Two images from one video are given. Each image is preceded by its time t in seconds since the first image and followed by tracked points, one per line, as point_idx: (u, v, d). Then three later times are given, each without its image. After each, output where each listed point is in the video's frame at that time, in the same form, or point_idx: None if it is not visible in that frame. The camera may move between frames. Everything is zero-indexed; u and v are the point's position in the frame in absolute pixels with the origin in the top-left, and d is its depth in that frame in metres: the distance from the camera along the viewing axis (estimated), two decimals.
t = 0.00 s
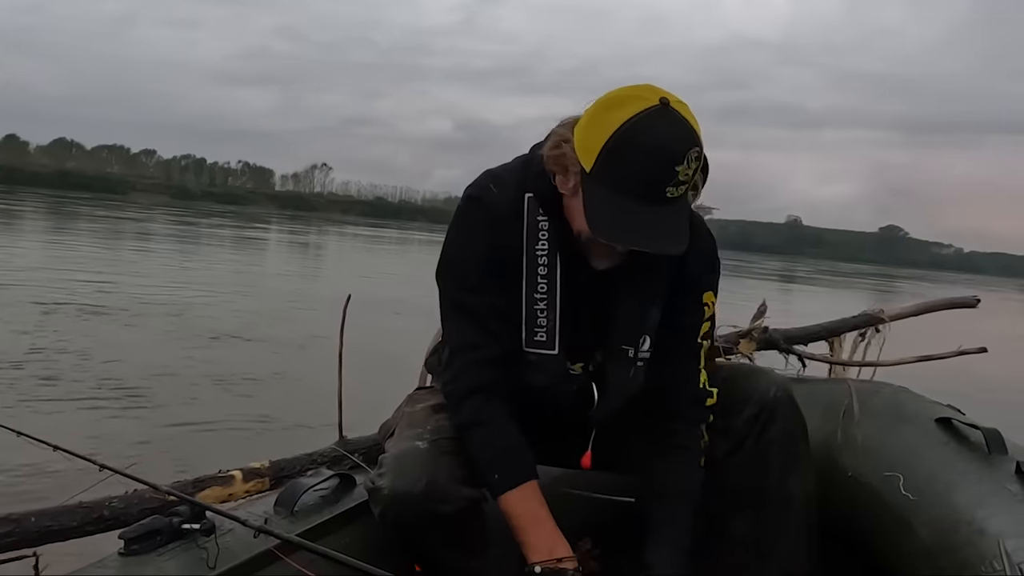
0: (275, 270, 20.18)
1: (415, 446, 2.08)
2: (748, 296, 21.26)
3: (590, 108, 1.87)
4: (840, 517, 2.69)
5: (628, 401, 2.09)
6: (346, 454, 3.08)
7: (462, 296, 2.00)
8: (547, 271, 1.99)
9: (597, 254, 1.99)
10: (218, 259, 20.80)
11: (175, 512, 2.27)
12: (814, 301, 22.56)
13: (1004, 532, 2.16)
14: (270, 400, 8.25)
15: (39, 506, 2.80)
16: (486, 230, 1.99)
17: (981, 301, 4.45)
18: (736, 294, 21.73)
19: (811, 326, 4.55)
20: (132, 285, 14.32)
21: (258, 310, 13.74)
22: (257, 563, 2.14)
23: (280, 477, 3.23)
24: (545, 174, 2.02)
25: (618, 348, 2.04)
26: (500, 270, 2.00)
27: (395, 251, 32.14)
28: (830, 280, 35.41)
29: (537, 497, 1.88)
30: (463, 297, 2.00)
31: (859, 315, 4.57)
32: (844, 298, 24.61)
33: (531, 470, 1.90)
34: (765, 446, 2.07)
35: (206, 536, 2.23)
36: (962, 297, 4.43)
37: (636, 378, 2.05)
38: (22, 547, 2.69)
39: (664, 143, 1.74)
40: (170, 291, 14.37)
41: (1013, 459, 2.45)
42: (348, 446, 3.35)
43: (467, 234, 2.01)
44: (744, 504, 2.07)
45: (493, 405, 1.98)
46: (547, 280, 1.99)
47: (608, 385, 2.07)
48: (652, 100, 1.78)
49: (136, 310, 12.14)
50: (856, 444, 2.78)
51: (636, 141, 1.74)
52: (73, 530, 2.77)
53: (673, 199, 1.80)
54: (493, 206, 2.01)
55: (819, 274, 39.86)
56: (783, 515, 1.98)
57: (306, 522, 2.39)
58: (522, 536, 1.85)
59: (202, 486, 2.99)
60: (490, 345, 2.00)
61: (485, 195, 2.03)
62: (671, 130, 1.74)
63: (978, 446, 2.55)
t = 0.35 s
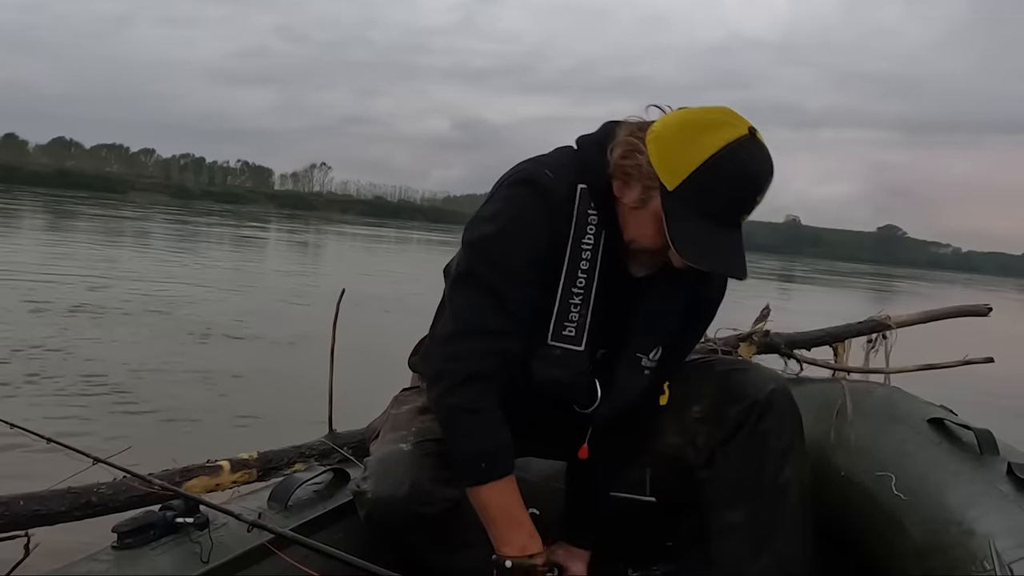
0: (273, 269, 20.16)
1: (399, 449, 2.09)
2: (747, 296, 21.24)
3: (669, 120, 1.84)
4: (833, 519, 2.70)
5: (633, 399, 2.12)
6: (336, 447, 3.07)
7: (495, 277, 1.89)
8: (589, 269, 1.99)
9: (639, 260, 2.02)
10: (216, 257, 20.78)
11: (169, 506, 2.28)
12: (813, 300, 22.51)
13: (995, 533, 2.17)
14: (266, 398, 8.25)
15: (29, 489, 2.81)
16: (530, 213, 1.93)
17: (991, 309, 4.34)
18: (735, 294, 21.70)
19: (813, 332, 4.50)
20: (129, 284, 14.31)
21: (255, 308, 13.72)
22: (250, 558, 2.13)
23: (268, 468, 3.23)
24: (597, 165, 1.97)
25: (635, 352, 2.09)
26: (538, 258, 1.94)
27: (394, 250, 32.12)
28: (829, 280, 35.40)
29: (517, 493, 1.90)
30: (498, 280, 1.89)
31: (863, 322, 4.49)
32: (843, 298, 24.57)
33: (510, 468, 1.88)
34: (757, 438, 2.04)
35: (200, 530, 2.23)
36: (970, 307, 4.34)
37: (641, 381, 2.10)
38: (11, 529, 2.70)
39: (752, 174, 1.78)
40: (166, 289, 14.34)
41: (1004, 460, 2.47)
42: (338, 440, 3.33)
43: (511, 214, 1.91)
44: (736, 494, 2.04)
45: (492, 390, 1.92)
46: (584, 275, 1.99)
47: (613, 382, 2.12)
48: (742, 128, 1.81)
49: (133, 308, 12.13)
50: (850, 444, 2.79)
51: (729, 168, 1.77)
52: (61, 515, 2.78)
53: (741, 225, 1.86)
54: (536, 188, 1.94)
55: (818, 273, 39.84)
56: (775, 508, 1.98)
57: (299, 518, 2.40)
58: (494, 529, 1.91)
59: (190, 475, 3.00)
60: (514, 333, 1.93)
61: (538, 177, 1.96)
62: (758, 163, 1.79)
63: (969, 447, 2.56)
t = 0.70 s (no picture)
0: (270, 267, 20.15)
1: (402, 437, 2.01)
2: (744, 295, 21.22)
3: (703, 140, 1.87)
4: (814, 515, 2.73)
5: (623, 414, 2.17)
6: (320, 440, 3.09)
7: (488, 253, 2.04)
8: (595, 273, 2.07)
9: (658, 274, 2.03)
10: (213, 256, 20.79)
11: (153, 496, 2.30)
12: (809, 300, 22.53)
13: (974, 530, 2.18)
14: (258, 397, 8.25)
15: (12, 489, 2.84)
16: (537, 204, 2.06)
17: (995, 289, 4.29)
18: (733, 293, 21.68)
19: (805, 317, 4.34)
20: (126, 282, 14.33)
21: (251, 307, 13.72)
22: (234, 547, 2.15)
23: (251, 463, 3.25)
24: (626, 173, 2.04)
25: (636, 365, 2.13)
26: (538, 249, 2.07)
27: (391, 250, 32.09)
28: (827, 280, 35.38)
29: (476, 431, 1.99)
30: (494, 261, 2.04)
31: (863, 302, 4.31)
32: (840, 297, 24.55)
33: (473, 408, 2.01)
34: (741, 434, 2.06)
35: (184, 520, 2.26)
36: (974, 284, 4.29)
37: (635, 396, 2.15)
38: None
39: (775, 204, 1.80)
40: (162, 288, 14.34)
41: (983, 460, 2.49)
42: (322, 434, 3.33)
43: (521, 199, 2.05)
44: (722, 489, 2.05)
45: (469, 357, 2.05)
46: (588, 279, 2.07)
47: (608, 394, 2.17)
48: (771, 160, 1.83)
49: (128, 306, 12.14)
50: (833, 442, 2.81)
51: (752, 194, 1.79)
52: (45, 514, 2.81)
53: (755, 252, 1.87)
54: (547, 178, 2.08)
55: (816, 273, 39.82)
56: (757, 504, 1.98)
57: (284, 508, 2.41)
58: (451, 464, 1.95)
59: (173, 471, 3.02)
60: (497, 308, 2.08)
61: (557, 172, 2.10)
62: (781, 194, 1.80)
63: (949, 445, 2.59)
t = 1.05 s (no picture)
0: (270, 267, 20.15)
1: (411, 448, 2.01)
2: (744, 295, 21.23)
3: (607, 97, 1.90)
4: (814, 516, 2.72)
5: (635, 383, 2.05)
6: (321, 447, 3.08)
7: (459, 271, 2.05)
8: (557, 252, 2.03)
9: (611, 238, 2.00)
10: (213, 256, 20.77)
11: (154, 503, 2.29)
12: (809, 300, 22.52)
13: (972, 528, 2.18)
14: (256, 397, 8.22)
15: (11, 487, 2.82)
16: (488, 210, 2.07)
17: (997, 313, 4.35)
18: (733, 293, 21.68)
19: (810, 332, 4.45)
20: (125, 282, 14.32)
21: (250, 307, 13.71)
22: (236, 555, 2.14)
23: (250, 468, 3.23)
24: (561, 167, 2.03)
25: (625, 332, 2.05)
26: (500, 252, 2.07)
27: (391, 249, 32.08)
28: (827, 279, 35.36)
29: (489, 451, 1.93)
30: (458, 271, 2.06)
31: (867, 324, 4.44)
32: (840, 297, 24.55)
33: (487, 429, 1.97)
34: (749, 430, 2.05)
35: (184, 527, 2.25)
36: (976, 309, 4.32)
37: (641, 363, 2.05)
38: None
39: (677, 128, 1.78)
40: (162, 288, 14.32)
41: (982, 457, 2.49)
42: (323, 440, 3.32)
43: (468, 214, 2.06)
44: (725, 484, 2.08)
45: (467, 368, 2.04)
46: (557, 261, 2.03)
47: (613, 369, 2.08)
48: (667, 89, 1.82)
49: (128, 307, 12.12)
50: (832, 439, 2.81)
51: (651, 126, 1.78)
52: (44, 514, 2.79)
53: (683, 181, 1.84)
54: (496, 188, 2.08)
55: (815, 273, 39.82)
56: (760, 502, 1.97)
57: (285, 514, 2.40)
58: (471, 488, 1.89)
59: (173, 475, 3.01)
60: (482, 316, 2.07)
61: (497, 176, 2.10)
62: (682, 116, 1.79)
63: (949, 443, 2.59)
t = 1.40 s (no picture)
0: (270, 267, 20.11)
1: (407, 449, 2.01)
2: (744, 295, 21.19)
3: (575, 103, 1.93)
4: (814, 520, 2.72)
5: (612, 392, 2.06)
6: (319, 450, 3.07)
7: (458, 287, 2.04)
8: (542, 260, 2.04)
9: (592, 242, 2.02)
10: (213, 256, 20.73)
11: (152, 505, 2.28)
12: (811, 300, 22.47)
13: (972, 528, 2.17)
14: (254, 398, 8.18)
15: (11, 494, 2.82)
16: (486, 224, 2.06)
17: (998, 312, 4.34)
18: (734, 293, 21.63)
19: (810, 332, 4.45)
20: (124, 282, 14.28)
21: (250, 307, 13.68)
22: (235, 556, 2.14)
23: (250, 472, 3.22)
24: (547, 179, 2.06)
25: (605, 341, 2.05)
26: (494, 265, 2.06)
27: (391, 249, 32.02)
28: (827, 279, 35.32)
29: (507, 474, 1.94)
30: (449, 284, 2.06)
31: (867, 322, 4.45)
32: (841, 297, 24.52)
33: (502, 452, 1.97)
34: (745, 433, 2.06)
35: (183, 529, 2.24)
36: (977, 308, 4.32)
37: (620, 372, 2.05)
38: None
39: (638, 127, 1.78)
40: (160, 288, 14.27)
41: (981, 458, 2.48)
42: (322, 443, 3.31)
43: (463, 227, 2.05)
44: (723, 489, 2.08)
45: (475, 383, 2.03)
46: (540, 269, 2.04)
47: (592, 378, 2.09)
48: (628, 90, 1.83)
49: (127, 307, 12.08)
50: (832, 440, 2.81)
51: (611, 125, 1.78)
52: (43, 520, 2.79)
53: (649, 181, 1.82)
54: (497, 200, 2.08)
55: (815, 272, 39.77)
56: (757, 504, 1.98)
57: (284, 517, 2.40)
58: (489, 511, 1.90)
59: (172, 481, 3.01)
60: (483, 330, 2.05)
61: (487, 189, 2.10)
62: (642, 115, 1.79)
63: (948, 443, 2.59)
